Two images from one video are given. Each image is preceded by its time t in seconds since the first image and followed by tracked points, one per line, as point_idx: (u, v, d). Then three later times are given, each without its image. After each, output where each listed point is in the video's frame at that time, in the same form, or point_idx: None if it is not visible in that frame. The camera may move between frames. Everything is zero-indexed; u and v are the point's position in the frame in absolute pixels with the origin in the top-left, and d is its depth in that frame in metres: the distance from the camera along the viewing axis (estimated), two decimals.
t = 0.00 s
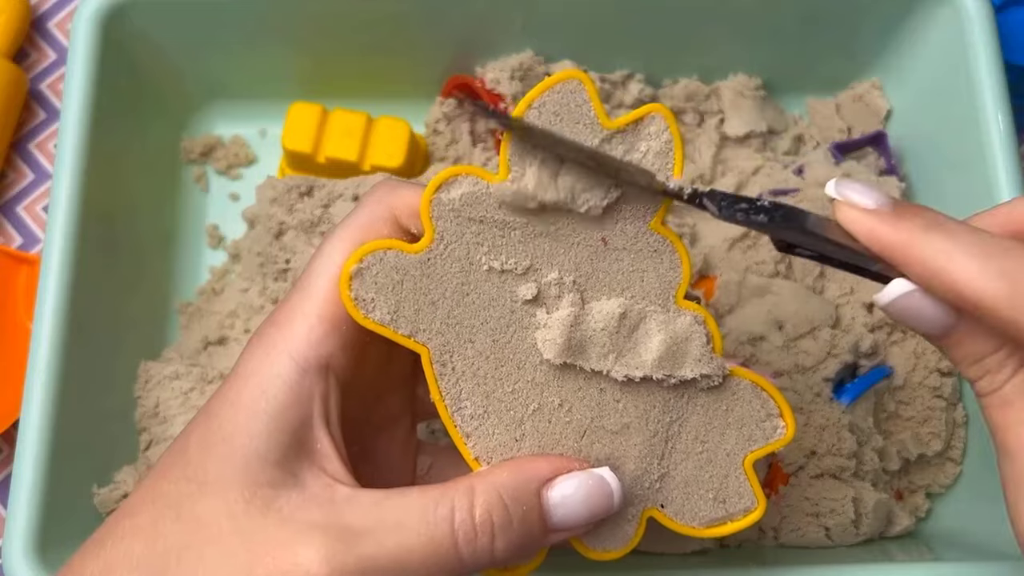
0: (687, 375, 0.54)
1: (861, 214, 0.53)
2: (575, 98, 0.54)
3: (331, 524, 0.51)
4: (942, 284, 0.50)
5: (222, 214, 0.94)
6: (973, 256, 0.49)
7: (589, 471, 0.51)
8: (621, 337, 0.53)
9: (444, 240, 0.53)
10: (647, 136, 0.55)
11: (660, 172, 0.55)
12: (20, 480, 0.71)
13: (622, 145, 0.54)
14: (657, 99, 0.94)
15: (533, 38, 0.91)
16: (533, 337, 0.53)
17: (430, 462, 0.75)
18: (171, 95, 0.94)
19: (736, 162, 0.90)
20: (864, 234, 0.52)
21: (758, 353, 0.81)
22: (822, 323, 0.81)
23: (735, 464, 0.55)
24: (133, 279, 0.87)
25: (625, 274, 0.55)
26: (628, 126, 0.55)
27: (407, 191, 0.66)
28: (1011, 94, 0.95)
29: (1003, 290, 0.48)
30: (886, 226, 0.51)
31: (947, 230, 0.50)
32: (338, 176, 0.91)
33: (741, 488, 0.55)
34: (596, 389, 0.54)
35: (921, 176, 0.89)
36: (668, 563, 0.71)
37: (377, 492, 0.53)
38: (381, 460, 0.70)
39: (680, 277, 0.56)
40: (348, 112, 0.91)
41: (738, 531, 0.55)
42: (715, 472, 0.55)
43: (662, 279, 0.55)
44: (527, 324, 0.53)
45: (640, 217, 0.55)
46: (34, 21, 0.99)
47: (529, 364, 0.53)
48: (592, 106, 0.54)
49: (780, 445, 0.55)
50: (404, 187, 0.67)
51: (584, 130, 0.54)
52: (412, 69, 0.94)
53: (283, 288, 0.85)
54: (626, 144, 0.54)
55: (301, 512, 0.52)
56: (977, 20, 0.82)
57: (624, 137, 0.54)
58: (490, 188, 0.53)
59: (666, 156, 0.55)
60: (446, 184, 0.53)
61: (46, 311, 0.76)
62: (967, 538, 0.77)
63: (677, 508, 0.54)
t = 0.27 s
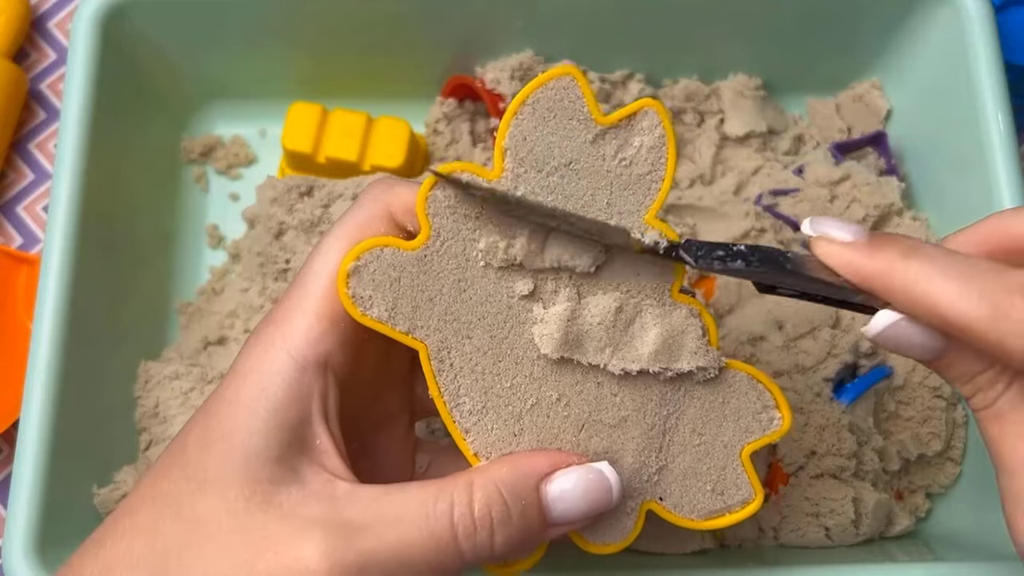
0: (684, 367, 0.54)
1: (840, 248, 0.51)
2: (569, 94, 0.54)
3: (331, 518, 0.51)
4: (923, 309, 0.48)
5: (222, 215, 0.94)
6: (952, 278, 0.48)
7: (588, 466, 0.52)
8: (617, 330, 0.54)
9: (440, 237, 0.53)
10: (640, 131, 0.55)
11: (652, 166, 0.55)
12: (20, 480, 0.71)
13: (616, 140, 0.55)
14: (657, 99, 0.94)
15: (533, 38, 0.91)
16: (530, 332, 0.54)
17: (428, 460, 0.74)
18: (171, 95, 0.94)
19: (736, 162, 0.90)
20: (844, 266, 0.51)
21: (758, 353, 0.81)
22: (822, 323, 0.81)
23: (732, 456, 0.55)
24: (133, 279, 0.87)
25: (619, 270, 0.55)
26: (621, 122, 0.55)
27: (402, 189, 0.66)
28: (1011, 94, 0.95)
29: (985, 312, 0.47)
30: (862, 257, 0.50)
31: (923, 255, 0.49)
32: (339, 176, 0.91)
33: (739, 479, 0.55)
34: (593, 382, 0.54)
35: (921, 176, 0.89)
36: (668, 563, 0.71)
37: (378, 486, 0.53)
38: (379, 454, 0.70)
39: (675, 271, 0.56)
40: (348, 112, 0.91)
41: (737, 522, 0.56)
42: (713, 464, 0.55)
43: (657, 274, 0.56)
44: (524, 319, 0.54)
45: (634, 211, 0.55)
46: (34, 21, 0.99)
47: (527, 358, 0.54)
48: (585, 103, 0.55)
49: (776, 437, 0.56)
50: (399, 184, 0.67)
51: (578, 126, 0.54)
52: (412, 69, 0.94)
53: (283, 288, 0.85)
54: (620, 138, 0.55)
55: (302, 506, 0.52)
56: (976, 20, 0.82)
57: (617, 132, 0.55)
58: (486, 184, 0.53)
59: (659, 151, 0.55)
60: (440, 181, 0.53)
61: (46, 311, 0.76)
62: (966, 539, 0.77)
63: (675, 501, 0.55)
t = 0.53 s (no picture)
0: (683, 365, 0.54)
1: (857, 251, 0.51)
2: (568, 92, 0.54)
3: (334, 518, 0.51)
4: (942, 313, 0.49)
5: (222, 215, 0.94)
6: (974, 283, 0.48)
7: (586, 462, 0.52)
8: (616, 329, 0.54)
9: (439, 236, 0.53)
10: (640, 129, 0.55)
11: (652, 164, 0.55)
12: (20, 480, 0.71)
13: (615, 138, 0.55)
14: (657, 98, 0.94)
15: (533, 38, 0.91)
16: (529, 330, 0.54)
17: (428, 459, 0.74)
18: (171, 95, 0.94)
19: (736, 162, 0.90)
20: (862, 271, 0.50)
21: (758, 353, 0.81)
22: (821, 323, 0.81)
23: (731, 453, 0.56)
24: (133, 279, 0.87)
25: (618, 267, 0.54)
26: (621, 120, 0.55)
27: (402, 187, 0.65)
28: (1011, 94, 0.95)
29: (1008, 316, 0.47)
30: (879, 262, 0.50)
31: (941, 259, 0.49)
32: (339, 176, 0.91)
33: (737, 476, 0.55)
34: (593, 380, 0.54)
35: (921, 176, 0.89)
36: (668, 563, 0.71)
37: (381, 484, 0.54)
38: (376, 451, 0.70)
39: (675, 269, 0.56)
40: (348, 112, 0.91)
41: (736, 518, 0.56)
42: (712, 461, 0.55)
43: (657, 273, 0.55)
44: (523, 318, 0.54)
45: (633, 209, 0.55)
46: (34, 21, 0.99)
47: (527, 357, 0.54)
48: (585, 101, 0.54)
49: (775, 434, 0.56)
50: (400, 181, 0.67)
51: (577, 124, 0.54)
52: (412, 69, 0.94)
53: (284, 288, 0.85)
54: (619, 136, 0.55)
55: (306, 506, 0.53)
56: (977, 20, 0.82)
57: (616, 130, 0.55)
58: (484, 182, 0.53)
59: (659, 149, 0.55)
60: (440, 179, 0.53)
61: (45, 312, 0.76)
62: (967, 539, 0.77)
63: (674, 498, 0.55)
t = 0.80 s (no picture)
0: (689, 377, 0.54)
1: (848, 237, 0.52)
2: (582, 105, 0.55)
3: (341, 524, 0.52)
4: (926, 305, 0.49)
5: (222, 214, 0.94)
6: (957, 277, 0.48)
7: (591, 473, 0.52)
8: (623, 341, 0.54)
9: (450, 246, 0.53)
10: (652, 143, 0.56)
11: (662, 178, 0.56)
12: (20, 479, 0.71)
13: (627, 152, 0.55)
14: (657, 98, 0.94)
15: (533, 38, 0.91)
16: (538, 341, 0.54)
17: (431, 462, 0.74)
18: (171, 95, 0.94)
19: (736, 162, 0.90)
20: (850, 258, 0.52)
21: (758, 353, 0.81)
22: (821, 323, 0.81)
23: (733, 463, 0.56)
24: (133, 280, 0.87)
25: (626, 279, 0.55)
26: (633, 133, 0.55)
27: (412, 192, 0.65)
28: (1011, 94, 0.95)
29: (985, 315, 0.47)
30: (866, 251, 0.51)
31: (927, 252, 0.49)
32: (339, 177, 0.91)
33: (739, 486, 0.56)
34: (599, 392, 0.54)
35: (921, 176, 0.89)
36: (669, 563, 0.71)
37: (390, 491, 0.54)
38: (381, 457, 0.70)
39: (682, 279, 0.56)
40: (348, 112, 0.91)
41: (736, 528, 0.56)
42: (714, 471, 0.55)
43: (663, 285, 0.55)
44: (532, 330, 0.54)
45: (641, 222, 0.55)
46: (34, 21, 0.99)
47: (535, 367, 0.54)
48: (599, 114, 0.55)
49: (777, 446, 0.56)
50: (409, 187, 0.67)
51: (590, 137, 0.55)
52: (412, 69, 0.94)
53: (284, 288, 0.85)
54: (631, 150, 0.55)
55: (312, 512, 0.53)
56: (976, 20, 0.82)
57: (629, 144, 0.55)
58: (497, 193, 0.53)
59: (670, 163, 0.56)
60: (453, 189, 0.53)
61: (45, 311, 0.76)
62: (967, 539, 0.77)
63: (677, 507, 0.55)
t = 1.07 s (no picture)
0: (683, 366, 0.54)
1: (825, 276, 0.50)
2: (571, 95, 0.54)
3: (335, 515, 0.51)
4: (909, 332, 0.48)
5: (222, 214, 0.94)
6: (934, 302, 0.48)
7: (586, 465, 0.52)
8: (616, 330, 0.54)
9: (443, 237, 0.53)
10: (642, 133, 0.55)
11: (653, 168, 0.55)
12: (20, 480, 0.71)
13: (617, 142, 0.54)
14: (657, 98, 0.93)
15: (533, 38, 0.91)
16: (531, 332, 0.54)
17: (428, 458, 0.74)
18: (171, 95, 0.94)
19: (737, 162, 0.90)
20: (830, 297, 0.50)
21: (758, 353, 0.81)
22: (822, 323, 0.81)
23: (728, 453, 0.56)
24: (133, 280, 0.87)
25: (620, 268, 0.55)
26: (623, 124, 0.54)
27: (404, 187, 0.66)
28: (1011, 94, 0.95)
29: (969, 337, 0.47)
30: (845, 286, 0.50)
31: (904, 279, 0.49)
32: (339, 176, 0.91)
33: (734, 476, 0.56)
34: (593, 381, 0.55)
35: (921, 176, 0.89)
36: (670, 563, 0.71)
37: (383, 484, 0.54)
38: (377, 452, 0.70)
39: (674, 269, 0.55)
40: (348, 112, 0.91)
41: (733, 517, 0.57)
42: (709, 461, 0.56)
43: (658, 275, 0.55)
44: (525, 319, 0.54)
45: (635, 212, 0.55)
46: (34, 20, 0.99)
47: (528, 357, 0.54)
48: (588, 104, 0.54)
49: (772, 434, 0.56)
50: (401, 183, 0.68)
51: (580, 128, 0.54)
52: (412, 69, 0.94)
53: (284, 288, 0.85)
54: (621, 140, 0.54)
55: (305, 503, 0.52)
56: (976, 20, 0.82)
57: (619, 134, 0.54)
58: (489, 185, 0.53)
59: (660, 154, 0.55)
60: (445, 180, 0.53)
61: (45, 311, 0.76)
62: (966, 538, 0.77)
63: (672, 497, 0.55)
